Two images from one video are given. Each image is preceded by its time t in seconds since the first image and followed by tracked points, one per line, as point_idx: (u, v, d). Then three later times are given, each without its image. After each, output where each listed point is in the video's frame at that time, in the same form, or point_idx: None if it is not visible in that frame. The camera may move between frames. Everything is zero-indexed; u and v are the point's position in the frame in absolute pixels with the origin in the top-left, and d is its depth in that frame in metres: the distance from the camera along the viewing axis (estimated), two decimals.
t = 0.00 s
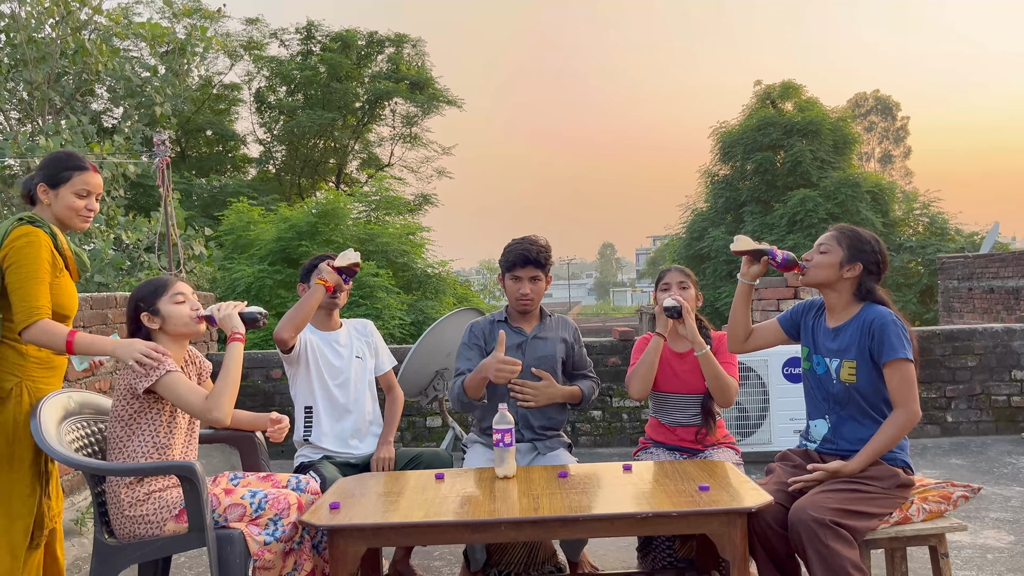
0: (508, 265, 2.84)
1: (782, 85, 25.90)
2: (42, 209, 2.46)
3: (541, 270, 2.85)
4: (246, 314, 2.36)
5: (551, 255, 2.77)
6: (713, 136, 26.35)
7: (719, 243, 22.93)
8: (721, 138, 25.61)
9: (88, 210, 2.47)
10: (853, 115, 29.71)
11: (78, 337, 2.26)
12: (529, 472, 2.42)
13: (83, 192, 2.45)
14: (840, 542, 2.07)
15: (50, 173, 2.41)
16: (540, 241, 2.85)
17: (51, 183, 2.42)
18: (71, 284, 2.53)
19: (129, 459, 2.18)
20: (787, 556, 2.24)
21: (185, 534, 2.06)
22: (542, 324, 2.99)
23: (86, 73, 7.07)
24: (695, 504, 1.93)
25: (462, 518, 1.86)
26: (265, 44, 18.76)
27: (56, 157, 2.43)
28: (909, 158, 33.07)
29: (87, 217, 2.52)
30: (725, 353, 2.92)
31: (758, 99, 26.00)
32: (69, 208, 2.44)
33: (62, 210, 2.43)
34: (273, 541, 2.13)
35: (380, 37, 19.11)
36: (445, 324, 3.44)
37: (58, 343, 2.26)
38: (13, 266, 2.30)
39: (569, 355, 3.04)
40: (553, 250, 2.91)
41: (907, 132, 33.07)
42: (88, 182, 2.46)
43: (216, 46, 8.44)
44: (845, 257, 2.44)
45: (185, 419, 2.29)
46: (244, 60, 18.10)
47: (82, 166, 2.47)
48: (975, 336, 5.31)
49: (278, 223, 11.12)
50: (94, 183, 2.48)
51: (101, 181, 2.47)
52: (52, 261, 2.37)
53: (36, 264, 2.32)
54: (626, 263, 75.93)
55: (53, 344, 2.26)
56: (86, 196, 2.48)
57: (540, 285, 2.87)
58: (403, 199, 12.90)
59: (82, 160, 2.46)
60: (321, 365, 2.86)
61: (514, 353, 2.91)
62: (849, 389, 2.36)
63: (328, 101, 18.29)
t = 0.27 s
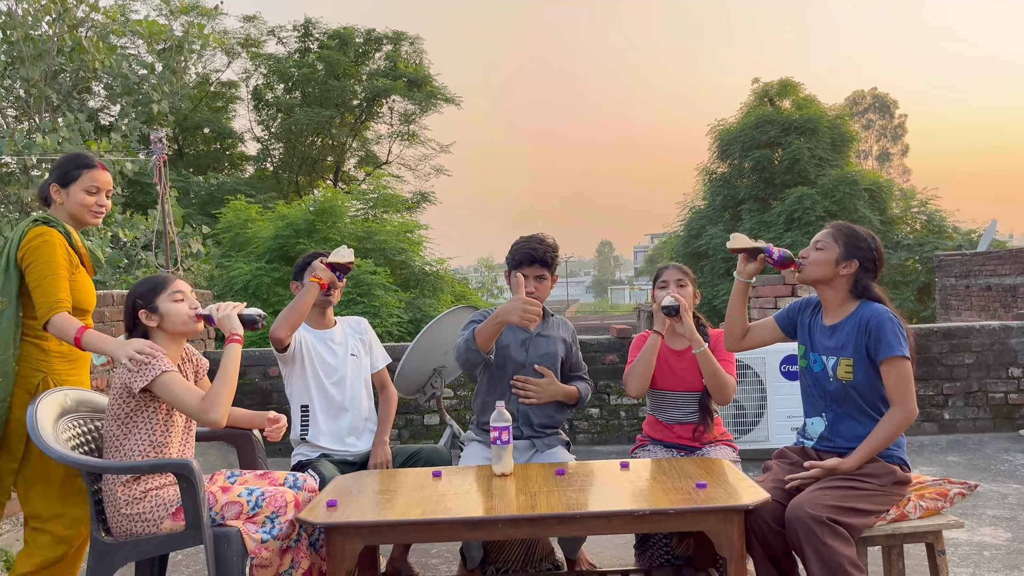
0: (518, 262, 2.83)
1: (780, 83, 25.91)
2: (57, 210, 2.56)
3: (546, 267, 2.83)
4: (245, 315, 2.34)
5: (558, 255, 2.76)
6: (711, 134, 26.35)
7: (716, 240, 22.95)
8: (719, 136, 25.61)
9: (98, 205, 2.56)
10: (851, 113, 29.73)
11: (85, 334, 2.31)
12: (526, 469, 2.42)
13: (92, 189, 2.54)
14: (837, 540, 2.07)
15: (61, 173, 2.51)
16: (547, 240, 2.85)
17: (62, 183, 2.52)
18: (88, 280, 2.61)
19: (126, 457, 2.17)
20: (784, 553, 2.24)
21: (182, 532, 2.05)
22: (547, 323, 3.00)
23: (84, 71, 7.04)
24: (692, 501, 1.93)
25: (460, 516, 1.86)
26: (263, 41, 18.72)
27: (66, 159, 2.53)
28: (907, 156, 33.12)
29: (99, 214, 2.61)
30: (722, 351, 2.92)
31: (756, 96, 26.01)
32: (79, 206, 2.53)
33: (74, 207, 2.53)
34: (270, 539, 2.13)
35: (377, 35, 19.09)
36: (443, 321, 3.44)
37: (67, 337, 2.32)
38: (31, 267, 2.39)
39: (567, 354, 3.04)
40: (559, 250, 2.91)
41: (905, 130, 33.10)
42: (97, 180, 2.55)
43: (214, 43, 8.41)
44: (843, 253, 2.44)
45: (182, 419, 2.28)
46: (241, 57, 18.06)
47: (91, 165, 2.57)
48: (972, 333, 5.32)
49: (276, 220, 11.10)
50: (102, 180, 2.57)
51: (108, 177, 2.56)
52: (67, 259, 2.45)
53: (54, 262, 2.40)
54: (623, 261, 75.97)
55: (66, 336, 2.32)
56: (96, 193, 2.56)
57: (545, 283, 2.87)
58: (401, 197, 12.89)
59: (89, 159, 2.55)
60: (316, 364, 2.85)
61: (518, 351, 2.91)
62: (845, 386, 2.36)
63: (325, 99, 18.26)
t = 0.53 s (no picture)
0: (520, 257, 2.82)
1: (778, 81, 25.93)
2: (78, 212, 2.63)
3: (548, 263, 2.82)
4: (246, 321, 2.34)
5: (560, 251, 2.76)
6: (709, 132, 26.35)
7: (714, 239, 22.95)
8: (717, 134, 25.62)
9: (105, 204, 2.56)
10: (849, 111, 29.74)
11: (91, 328, 2.29)
12: (524, 467, 2.42)
13: (97, 187, 2.54)
14: (835, 537, 2.07)
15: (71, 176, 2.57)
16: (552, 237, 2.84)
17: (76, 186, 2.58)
18: (109, 280, 2.61)
19: (124, 457, 2.17)
20: (782, 551, 2.24)
21: (179, 530, 2.05)
22: (547, 322, 3.00)
23: (81, 68, 7.02)
24: (690, 499, 1.93)
25: (459, 514, 1.86)
26: (260, 39, 18.68)
27: (79, 161, 2.59)
28: (904, 154, 33.16)
29: (113, 213, 2.63)
30: (720, 349, 2.92)
31: (754, 94, 26.01)
32: (89, 205, 2.56)
33: (86, 207, 2.57)
34: (268, 537, 2.13)
35: (375, 33, 19.06)
36: (442, 319, 3.42)
37: (76, 331, 2.32)
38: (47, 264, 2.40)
39: (566, 354, 3.04)
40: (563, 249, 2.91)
41: (903, 128, 33.11)
42: (103, 177, 2.56)
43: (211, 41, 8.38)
44: (842, 251, 2.44)
45: (180, 419, 2.27)
46: (239, 55, 18.03)
47: (98, 163, 2.58)
48: (970, 331, 5.33)
49: (274, 218, 11.09)
50: (109, 178, 2.57)
51: (113, 175, 2.55)
52: (79, 257, 2.45)
53: (66, 259, 2.40)
54: (622, 259, 75.98)
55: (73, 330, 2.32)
56: (104, 191, 2.57)
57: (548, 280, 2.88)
58: (399, 195, 12.87)
59: (96, 158, 2.56)
60: (315, 361, 2.85)
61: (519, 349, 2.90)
62: (843, 384, 2.36)
63: (323, 97, 18.23)
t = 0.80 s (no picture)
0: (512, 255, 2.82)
1: (777, 79, 25.94)
2: (117, 207, 2.62)
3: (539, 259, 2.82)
4: (246, 321, 2.34)
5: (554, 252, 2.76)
6: (708, 130, 26.35)
7: (713, 237, 22.96)
8: (715, 132, 25.62)
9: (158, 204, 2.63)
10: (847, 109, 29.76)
11: (91, 330, 2.29)
12: (523, 465, 2.42)
13: (154, 188, 2.60)
14: (832, 535, 2.07)
15: (123, 173, 2.55)
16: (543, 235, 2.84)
17: (124, 182, 2.56)
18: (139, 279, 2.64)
19: (122, 455, 2.16)
20: (780, 548, 2.24)
21: (177, 529, 2.05)
22: (542, 321, 3.00)
23: (79, 66, 6.99)
24: (688, 497, 1.93)
25: (457, 512, 1.86)
26: (258, 37, 18.65)
27: (131, 156, 2.57)
28: (903, 152, 33.20)
29: (156, 211, 2.69)
30: (719, 347, 2.93)
31: (752, 93, 26.02)
32: (140, 205, 2.60)
33: (136, 206, 2.60)
34: (266, 535, 2.13)
35: (374, 31, 19.04)
36: (439, 317, 3.43)
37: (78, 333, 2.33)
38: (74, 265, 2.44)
39: (563, 353, 3.04)
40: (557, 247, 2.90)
41: (901, 127, 33.14)
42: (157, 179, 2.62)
43: (209, 38, 8.36)
44: (840, 249, 2.44)
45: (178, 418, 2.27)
46: (237, 53, 18.00)
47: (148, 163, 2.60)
48: (967, 329, 5.34)
49: (272, 217, 11.08)
50: (162, 180, 2.64)
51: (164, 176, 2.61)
52: (110, 258, 2.49)
53: (92, 259, 2.44)
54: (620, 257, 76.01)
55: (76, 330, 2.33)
56: (157, 192, 2.63)
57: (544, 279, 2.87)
58: (397, 193, 12.86)
59: (153, 159, 2.60)
60: (315, 357, 2.85)
61: (515, 349, 2.91)
62: (842, 381, 2.36)
63: (321, 95, 18.20)
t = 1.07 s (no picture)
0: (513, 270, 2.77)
1: (775, 78, 25.95)
2: (138, 202, 2.75)
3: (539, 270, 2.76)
4: (244, 320, 2.34)
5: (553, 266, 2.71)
6: (706, 129, 26.35)
7: (711, 235, 22.98)
8: (714, 131, 25.62)
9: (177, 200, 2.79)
10: (846, 108, 29.77)
11: (94, 323, 2.37)
12: (521, 463, 2.41)
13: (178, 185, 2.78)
14: (831, 533, 2.07)
15: (150, 169, 2.70)
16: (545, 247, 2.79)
17: (150, 178, 2.71)
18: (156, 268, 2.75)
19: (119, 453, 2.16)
20: (779, 547, 2.24)
21: (174, 527, 2.04)
22: (540, 320, 2.99)
23: (77, 64, 6.97)
24: (687, 495, 1.93)
25: (455, 510, 1.86)
26: (257, 35, 18.63)
27: (157, 154, 2.72)
28: (900, 151, 33.24)
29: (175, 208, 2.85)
30: (718, 345, 2.92)
31: (751, 91, 26.04)
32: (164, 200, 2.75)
33: (161, 201, 2.75)
34: (264, 534, 2.12)
35: (372, 29, 19.02)
36: (439, 316, 3.44)
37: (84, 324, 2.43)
38: (93, 259, 2.56)
39: (561, 351, 3.04)
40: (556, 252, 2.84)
41: (899, 125, 33.17)
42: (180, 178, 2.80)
43: (208, 36, 8.33)
44: (843, 247, 2.44)
45: (175, 416, 2.27)
46: (235, 51, 17.97)
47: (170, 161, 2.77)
48: (965, 328, 5.35)
49: (270, 215, 11.07)
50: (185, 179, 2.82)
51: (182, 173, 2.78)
52: (129, 251, 2.62)
53: (107, 252, 2.56)
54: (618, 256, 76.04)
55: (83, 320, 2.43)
56: (178, 190, 2.80)
57: (541, 292, 2.84)
58: (396, 191, 12.86)
59: (177, 159, 2.77)
60: (316, 353, 2.85)
61: (509, 350, 2.91)
62: (843, 379, 2.36)
63: (320, 93, 18.17)
